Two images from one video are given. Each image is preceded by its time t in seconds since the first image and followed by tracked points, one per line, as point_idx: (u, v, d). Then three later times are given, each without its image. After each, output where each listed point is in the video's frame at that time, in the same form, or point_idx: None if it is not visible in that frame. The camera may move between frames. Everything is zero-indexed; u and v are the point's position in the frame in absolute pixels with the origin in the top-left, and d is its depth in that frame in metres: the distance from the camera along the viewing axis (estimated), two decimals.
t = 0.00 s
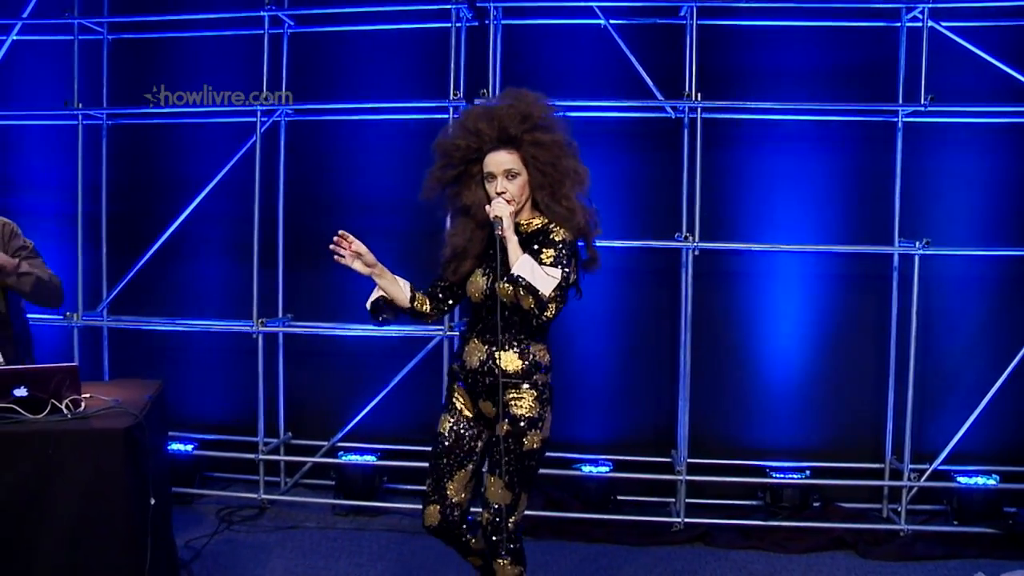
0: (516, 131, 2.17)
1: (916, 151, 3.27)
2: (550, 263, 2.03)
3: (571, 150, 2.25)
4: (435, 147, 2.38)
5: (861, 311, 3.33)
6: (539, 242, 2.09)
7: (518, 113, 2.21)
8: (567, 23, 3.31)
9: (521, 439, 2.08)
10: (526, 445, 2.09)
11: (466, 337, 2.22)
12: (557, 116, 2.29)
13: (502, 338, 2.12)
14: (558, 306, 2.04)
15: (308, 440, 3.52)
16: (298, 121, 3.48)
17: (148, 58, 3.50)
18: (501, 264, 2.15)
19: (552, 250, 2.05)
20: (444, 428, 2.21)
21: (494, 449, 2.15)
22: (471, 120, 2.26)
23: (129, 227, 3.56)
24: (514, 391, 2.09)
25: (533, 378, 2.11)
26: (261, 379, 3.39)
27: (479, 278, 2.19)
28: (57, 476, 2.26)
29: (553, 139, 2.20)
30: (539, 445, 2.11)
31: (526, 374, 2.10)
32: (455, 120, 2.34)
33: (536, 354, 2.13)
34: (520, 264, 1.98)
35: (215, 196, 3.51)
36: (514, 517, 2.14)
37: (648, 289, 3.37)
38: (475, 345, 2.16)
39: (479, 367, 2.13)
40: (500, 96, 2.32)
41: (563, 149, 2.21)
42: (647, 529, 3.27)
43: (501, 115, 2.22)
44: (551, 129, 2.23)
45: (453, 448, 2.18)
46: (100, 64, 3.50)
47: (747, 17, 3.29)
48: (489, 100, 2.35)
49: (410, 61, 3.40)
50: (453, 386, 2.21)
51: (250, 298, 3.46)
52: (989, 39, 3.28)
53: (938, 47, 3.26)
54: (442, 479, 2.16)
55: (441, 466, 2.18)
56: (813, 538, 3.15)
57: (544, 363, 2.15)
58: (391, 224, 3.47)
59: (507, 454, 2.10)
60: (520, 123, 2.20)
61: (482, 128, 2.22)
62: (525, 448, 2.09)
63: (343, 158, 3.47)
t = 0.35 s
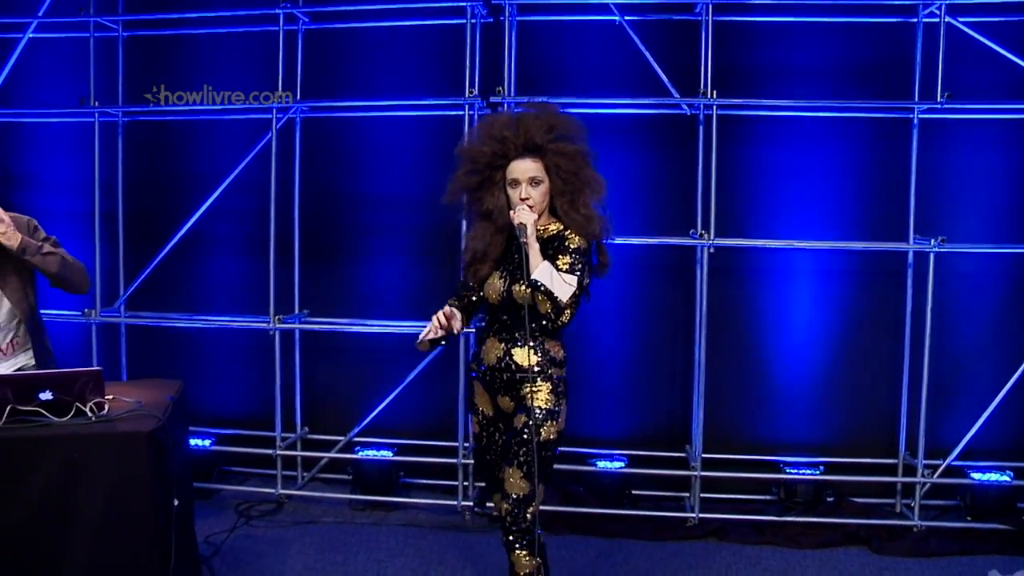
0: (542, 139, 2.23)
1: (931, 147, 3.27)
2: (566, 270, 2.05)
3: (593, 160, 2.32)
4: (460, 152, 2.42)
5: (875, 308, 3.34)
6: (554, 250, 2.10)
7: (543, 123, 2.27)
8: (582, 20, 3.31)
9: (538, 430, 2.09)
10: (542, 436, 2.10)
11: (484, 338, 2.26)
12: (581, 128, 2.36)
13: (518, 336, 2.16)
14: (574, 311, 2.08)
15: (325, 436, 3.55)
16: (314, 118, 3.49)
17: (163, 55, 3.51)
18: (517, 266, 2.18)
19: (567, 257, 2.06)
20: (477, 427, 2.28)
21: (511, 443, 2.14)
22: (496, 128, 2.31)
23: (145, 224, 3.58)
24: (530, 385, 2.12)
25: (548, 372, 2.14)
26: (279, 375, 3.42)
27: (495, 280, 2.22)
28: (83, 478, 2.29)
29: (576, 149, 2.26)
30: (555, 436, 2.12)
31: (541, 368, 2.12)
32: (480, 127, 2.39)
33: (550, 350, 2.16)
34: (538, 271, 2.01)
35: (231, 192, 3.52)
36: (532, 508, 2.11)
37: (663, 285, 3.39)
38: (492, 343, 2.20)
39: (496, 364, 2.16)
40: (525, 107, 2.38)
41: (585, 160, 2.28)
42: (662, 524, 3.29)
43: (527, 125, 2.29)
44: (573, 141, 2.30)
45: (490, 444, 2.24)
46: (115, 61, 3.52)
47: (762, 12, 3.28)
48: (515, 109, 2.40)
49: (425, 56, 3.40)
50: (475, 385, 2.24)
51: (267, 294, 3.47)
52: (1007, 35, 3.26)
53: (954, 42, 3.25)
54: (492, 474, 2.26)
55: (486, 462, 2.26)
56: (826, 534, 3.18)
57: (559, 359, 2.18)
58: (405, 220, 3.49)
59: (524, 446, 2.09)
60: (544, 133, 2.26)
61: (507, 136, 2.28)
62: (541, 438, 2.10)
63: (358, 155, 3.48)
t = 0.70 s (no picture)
0: (556, 136, 2.21)
1: (952, 133, 3.27)
2: (585, 258, 2.06)
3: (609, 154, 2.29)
4: (478, 148, 2.39)
5: (895, 294, 3.35)
6: (572, 239, 2.12)
7: (558, 119, 2.24)
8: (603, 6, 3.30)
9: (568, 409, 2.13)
10: (571, 415, 2.13)
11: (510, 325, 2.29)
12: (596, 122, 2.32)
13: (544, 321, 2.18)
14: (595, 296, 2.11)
15: (347, 421, 3.59)
16: (333, 105, 3.49)
17: (184, 42, 3.52)
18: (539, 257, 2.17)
19: (586, 245, 2.08)
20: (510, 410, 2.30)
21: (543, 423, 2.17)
22: (511, 124, 2.29)
23: (167, 211, 3.60)
24: (560, 366, 2.15)
25: (576, 355, 2.17)
26: (301, 361, 3.45)
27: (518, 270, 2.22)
28: (115, 469, 2.31)
29: (592, 143, 2.23)
30: (584, 415, 2.15)
31: (570, 350, 2.16)
32: (496, 123, 2.36)
33: (577, 334, 2.19)
34: (559, 261, 2.00)
35: (252, 179, 3.54)
36: (564, 483, 2.12)
37: (682, 272, 3.40)
38: (520, 329, 2.23)
39: (525, 348, 2.20)
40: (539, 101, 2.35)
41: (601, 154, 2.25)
42: (682, 509, 3.32)
43: (542, 121, 2.26)
44: (589, 136, 2.26)
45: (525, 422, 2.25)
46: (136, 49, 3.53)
47: None
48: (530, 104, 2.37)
49: (445, 42, 3.40)
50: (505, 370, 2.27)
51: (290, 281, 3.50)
52: None
53: (977, 28, 3.23)
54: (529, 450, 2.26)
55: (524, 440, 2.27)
56: (845, 519, 3.20)
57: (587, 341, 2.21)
58: (425, 207, 3.50)
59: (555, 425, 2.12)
60: (560, 129, 2.24)
61: (523, 132, 2.25)
62: (570, 417, 2.12)
63: (378, 142, 3.49)
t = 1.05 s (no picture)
0: (586, 124, 2.23)
1: (980, 113, 3.25)
2: (620, 241, 2.08)
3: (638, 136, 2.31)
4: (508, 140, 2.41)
5: (920, 274, 3.35)
6: (607, 222, 2.13)
7: (586, 107, 2.25)
8: None
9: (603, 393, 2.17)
10: (606, 396, 2.17)
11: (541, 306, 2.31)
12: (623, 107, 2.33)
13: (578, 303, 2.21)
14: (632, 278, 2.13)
15: (373, 400, 3.62)
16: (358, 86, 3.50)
17: (209, 23, 3.53)
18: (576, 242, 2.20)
19: (621, 228, 2.09)
20: (539, 390, 2.33)
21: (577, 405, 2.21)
22: (539, 116, 2.30)
23: (194, 193, 3.63)
24: (593, 349, 2.18)
25: (608, 338, 2.20)
26: (329, 341, 3.48)
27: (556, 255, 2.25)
28: (155, 451, 2.35)
29: (621, 128, 2.25)
30: (617, 397, 2.20)
31: (603, 333, 2.19)
32: (523, 114, 2.37)
33: (610, 317, 2.22)
34: (594, 246, 2.06)
35: (278, 160, 3.55)
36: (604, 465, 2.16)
37: (707, 252, 3.41)
38: (552, 311, 2.26)
39: (558, 331, 2.22)
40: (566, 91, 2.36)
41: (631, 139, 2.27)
42: (706, 488, 3.35)
43: (571, 110, 2.27)
44: (619, 121, 2.28)
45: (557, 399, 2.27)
46: (161, 30, 3.54)
47: None
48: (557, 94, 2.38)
49: (469, 23, 3.39)
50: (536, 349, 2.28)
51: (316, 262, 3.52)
52: None
53: (1007, 6, 3.21)
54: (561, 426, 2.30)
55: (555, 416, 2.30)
56: (869, 498, 3.22)
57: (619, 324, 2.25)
58: (450, 188, 3.51)
59: (592, 409, 2.16)
60: (588, 117, 2.25)
61: (552, 123, 2.27)
62: (606, 398, 2.17)
63: (402, 123, 3.49)
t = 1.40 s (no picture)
0: (646, 102, 2.20)
1: (1015, 92, 3.23)
2: (677, 225, 2.10)
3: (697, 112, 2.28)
4: (564, 118, 2.37)
5: (953, 254, 3.34)
6: (664, 206, 2.14)
7: (645, 85, 2.22)
8: None
9: (660, 386, 2.18)
10: (664, 391, 2.18)
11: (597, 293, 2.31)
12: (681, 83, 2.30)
13: (635, 293, 2.21)
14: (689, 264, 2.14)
15: (404, 378, 3.66)
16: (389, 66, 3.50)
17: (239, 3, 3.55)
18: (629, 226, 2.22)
19: (678, 212, 2.12)
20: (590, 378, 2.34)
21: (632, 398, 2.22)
22: (597, 93, 2.27)
23: (226, 172, 3.65)
24: (649, 341, 2.18)
25: (666, 330, 2.19)
26: (360, 320, 3.51)
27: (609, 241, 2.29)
28: (200, 432, 2.38)
29: (681, 106, 2.22)
30: (675, 392, 2.20)
31: (660, 326, 2.18)
32: (580, 91, 2.34)
33: (669, 309, 2.21)
34: (651, 231, 2.09)
35: (309, 139, 3.57)
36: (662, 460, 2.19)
37: (739, 232, 3.42)
38: (609, 300, 2.25)
39: (614, 321, 2.22)
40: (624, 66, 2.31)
41: (690, 116, 2.24)
42: (736, 466, 3.37)
43: (629, 87, 2.25)
44: (678, 98, 2.26)
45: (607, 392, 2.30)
46: (192, 10, 3.56)
47: None
48: (613, 68, 2.33)
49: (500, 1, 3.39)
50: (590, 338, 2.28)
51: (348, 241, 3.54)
52: None
53: None
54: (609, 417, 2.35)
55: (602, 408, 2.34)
56: (898, 477, 3.24)
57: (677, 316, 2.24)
58: (481, 167, 3.52)
59: (649, 404, 2.17)
60: (647, 95, 2.22)
61: (610, 101, 2.24)
62: (664, 394, 2.18)
63: (434, 102, 3.50)
